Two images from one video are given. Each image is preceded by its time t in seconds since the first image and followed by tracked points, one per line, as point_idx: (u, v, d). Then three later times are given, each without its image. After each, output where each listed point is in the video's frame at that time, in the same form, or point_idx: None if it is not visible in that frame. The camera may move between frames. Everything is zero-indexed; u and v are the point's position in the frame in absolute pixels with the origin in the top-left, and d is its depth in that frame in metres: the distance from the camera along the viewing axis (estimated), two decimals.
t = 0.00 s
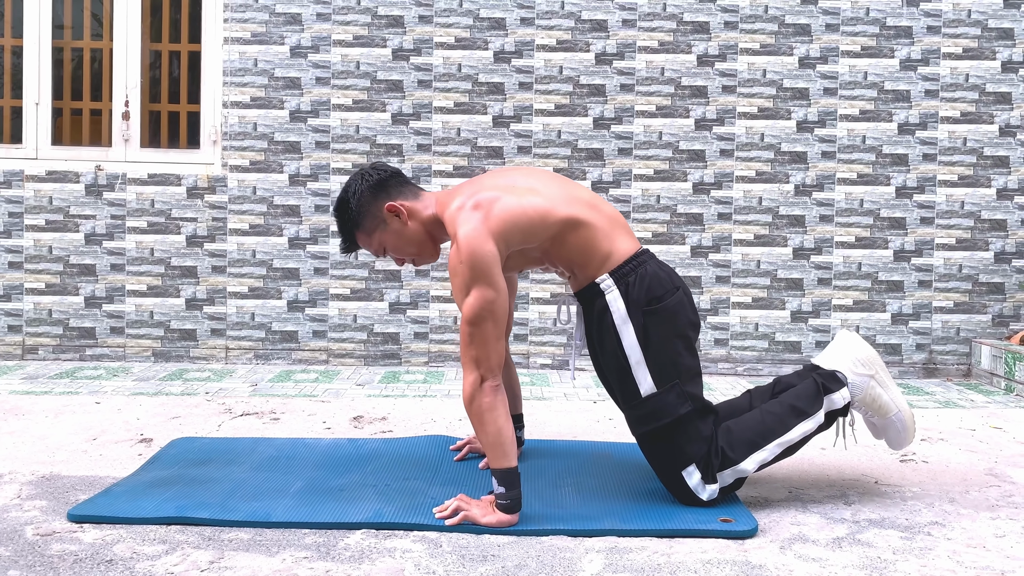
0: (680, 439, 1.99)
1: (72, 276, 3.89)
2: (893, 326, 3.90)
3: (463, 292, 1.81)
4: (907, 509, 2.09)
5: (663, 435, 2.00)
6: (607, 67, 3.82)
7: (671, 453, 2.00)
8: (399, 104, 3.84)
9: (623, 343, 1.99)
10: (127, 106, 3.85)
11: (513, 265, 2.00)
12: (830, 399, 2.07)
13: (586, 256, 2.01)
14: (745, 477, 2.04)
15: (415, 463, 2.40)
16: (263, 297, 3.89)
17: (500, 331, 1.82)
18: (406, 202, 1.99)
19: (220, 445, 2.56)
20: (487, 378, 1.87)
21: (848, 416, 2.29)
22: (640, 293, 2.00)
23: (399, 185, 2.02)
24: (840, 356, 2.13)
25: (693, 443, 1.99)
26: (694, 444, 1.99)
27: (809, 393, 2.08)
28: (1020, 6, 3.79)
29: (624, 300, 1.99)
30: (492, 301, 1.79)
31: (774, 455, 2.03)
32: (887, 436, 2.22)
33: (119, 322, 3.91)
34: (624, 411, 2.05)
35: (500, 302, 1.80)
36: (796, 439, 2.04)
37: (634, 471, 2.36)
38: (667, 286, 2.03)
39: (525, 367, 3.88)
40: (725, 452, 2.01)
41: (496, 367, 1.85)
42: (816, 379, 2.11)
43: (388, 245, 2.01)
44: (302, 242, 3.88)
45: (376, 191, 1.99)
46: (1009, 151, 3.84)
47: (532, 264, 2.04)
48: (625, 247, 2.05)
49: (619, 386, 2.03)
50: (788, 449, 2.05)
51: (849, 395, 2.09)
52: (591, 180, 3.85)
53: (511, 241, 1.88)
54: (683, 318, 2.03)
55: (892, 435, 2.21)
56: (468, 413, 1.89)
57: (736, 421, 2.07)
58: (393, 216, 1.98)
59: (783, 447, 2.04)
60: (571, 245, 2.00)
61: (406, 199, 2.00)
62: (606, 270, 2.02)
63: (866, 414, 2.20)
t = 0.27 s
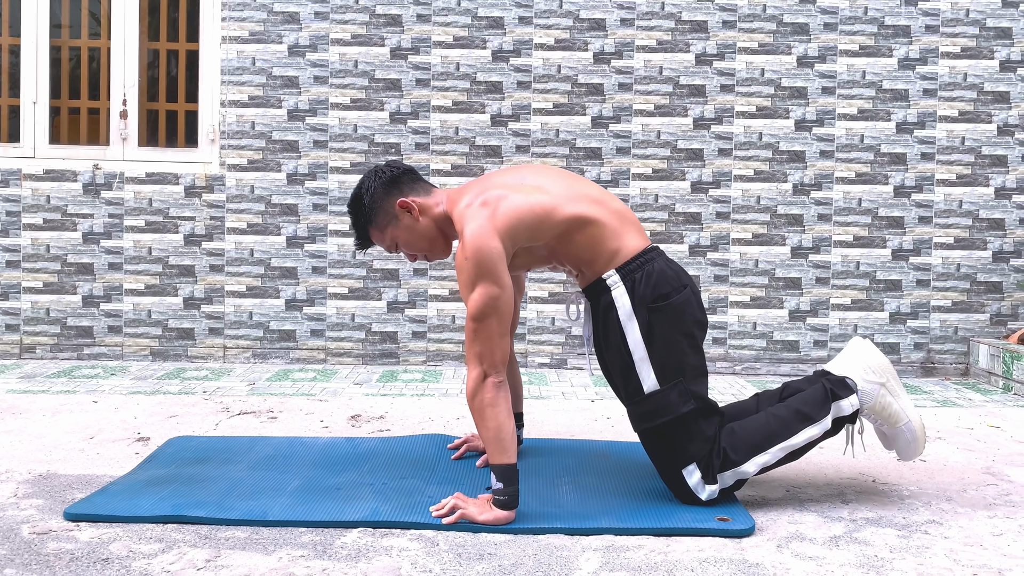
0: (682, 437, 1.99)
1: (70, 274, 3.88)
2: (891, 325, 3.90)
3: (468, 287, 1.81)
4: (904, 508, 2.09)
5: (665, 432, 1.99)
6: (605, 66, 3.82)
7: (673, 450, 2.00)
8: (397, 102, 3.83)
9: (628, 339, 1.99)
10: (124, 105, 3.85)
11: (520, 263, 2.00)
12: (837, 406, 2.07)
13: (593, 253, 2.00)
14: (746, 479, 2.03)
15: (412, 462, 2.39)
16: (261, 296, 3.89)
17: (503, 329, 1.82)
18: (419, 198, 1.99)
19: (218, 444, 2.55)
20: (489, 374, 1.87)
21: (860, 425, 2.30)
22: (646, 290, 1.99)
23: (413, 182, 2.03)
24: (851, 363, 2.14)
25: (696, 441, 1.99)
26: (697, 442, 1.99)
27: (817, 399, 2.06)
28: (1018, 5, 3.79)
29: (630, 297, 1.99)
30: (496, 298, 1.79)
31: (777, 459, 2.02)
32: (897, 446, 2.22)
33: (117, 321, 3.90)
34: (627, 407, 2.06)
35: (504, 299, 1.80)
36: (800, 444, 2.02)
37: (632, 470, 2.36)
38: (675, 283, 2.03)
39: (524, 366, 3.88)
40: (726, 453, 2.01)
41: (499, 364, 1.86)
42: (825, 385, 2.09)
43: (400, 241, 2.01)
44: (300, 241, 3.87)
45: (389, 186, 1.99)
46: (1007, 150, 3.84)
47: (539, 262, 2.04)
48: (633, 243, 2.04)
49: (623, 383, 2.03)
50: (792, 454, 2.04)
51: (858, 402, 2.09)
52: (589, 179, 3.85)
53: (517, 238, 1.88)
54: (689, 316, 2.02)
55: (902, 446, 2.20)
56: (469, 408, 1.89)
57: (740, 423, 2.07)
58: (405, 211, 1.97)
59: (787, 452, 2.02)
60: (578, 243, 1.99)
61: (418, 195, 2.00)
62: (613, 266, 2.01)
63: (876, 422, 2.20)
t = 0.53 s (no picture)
0: (681, 435, 1.99)
1: (65, 271, 3.87)
2: (889, 323, 3.89)
3: (463, 283, 1.80)
4: (902, 504, 2.08)
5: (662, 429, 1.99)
6: (602, 63, 3.82)
7: (670, 447, 1.99)
8: (394, 99, 3.82)
9: (625, 336, 1.98)
10: (120, 101, 3.84)
11: (515, 258, 1.98)
12: (835, 399, 2.05)
13: (589, 249, 2.00)
14: (744, 475, 2.03)
15: (408, 458, 2.39)
16: (258, 294, 3.88)
17: (499, 325, 1.81)
18: (406, 193, 1.98)
19: (213, 440, 2.54)
20: (484, 372, 1.86)
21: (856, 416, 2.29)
22: (643, 287, 1.98)
23: (399, 176, 2.01)
24: (847, 355, 2.12)
25: (693, 438, 1.98)
26: (695, 440, 1.99)
27: (814, 392, 2.05)
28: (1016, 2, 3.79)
29: (626, 294, 1.98)
30: (491, 294, 1.78)
31: (774, 455, 2.02)
32: (894, 437, 2.21)
33: (113, 318, 3.89)
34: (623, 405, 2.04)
35: (500, 295, 1.79)
36: (797, 439, 2.02)
37: (629, 466, 2.35)
38: (671, 280, 2.02)
39: (521, 363, 3.87)
40: (724, 449, 1.99)
41: (494, 361, 1.84)
42: (822, 378, 2.08)
43: (387, 236, 2.00)
44: (297, 238, 3.87)
45: (376, 180, 1.98)
46: (1005, 147, 3.84)
47: (534, 258, 2.03)
48: (628, 240, 2.03)
49: (619, 380, 2.02)
50: (789, 449, 2.03)
51: (855, 395, 2.08)
52: (587, 176, 3.84)
53: (513, 233, 1.87)
54: (686, 312, 2.02)
55: (899, 436, 2.19)
56: (464, 407, 1.88)
57: (737, 419, 2.05)
58: (392, 206, 1.96)
59: (784, 447, 2.02)
60: (574, 239, 1.98)
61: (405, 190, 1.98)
62: (609, 263, 2.01)
63: (873, 414, 2.19)
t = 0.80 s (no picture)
0: (671, 434, 1.98)
1: (59, 270, 3.86)
2: (885, 321, 3.89)
3: (452, 286, 1.79)
4: (897, 502, 2.08)
5: (653, 429, 1.98)
6: (598, 61, 3.81)
7: (662, 447, 1.98)
8: (389, 97, 3.81)
9: (615, 337, 1.97)
10: (115, 100, 3.82)
11: (501, 258, 1.97)
12: (819, 388, 2.07)
13: (576, 250, 1.99)
14: (736, 469, 2.04)
15: (403, 457, 2.38)
16: (253, 292, 3.87)
17: (489, 327, 1.81)
18: (382, 195, 1.97)
19: (206, 440, 2.53)
20: (475, 374, 1.85)
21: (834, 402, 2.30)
22: (631, 286, 1.98)
23: (376, 176, 2.00)
24: (825, 343, 2.12)
25: (685, 437, 1.98)
26: (686, 440, 1.98)
27: (798, 382, 2.07)
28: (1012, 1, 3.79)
29: (616, 294, 1.98)
30: (482, 295, 1.77)
31: (765, 446, 2.03)
32: (873, 420, 2.23)
33: (108, 317, 3.88)
34: (613, 406, 2.03)
35: (490, 296, 1.78)
36: (785, 429, 2.04)
37: (623, 465, 2.35)
38: (657, 278, 2.02)
39: (516, 362, 3.87)
40: (716, 445, 2.01)
41: (484, 363, 1.83)
42: (804, 367, 2.09)
43: (363, 240, 1.99)
44: (292, 237, 3.85)
45: (352, 181, 1.96)
46: (1001, 145, 3.84)
47: (519, 258, 2.01)
48: (614, 241, 2.03)
49: (610, 381, 2.01)
50: (778, 440, 2.05)
51: (836, 381, 2.10)
52: (582, 174, 3.84)
53: (502, 232, 1.86)
54: (673, 312, 2.02)
55: (879, 419, 2.22)
56: (455, 411, 1.86)
57: (726, 413, 2.06)
58: (368, 209, 1.95)
59: (773, 438, 2.04)
60: (561, 239, 1.97)
61: (381, 193, 1.97)
62: (597, 263, 2.00)
63: (853, 400, 2.20)
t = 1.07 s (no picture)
0: (665, 430, 1.98)
1: (56, 269, 3.85)
2: (882, 319, 3.90)
3: (446, 285, 1.79)
4: (893, 500, 2.09)
5: (648, 427, 1.98)
6: (596, 60, 3.81)
7: (657, 445, 1.98)
8: (387, 96, 3.81)
9: (609, 334, 1.97)
10: (111, 98, 3.81)
11: (495, 257, 1.97)
12: (812, 385, 2.08)
13: (569, 249, 1.99)
14: (732, 465, 2.04)
15: (400, 455, 2.38)
16: (250, 291, 3.86)
17: (484, 325, 1.81)
18: (377, 195, 1.97)
19: (204, 439, 2.53)
20: (470, 373, 1.85)
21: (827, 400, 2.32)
22: (625, 283, 1.98)
23: (371, 176, 2.00)
24: (818, 340, 2.14)
25: (680, 434, 1.98)
26: (681, 436, 1.98)
27: (791, 378, 2.08)
28: None
29: (609, 291, 1.98)
30: (476, 294, 1.77)
31: (760, 443, 2.03)
32: (865, 417, 2.25)
33: (105, 316, 3.87)
34: (608, 404, 2.03)
35: (484, 294, 1.79)
36: (780, 425, 2.04)
37: (621, 463, 2.35)
38: (650, 276, 2.02)
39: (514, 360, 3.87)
40: (711, 442, 2.01)
41: (479, 362, 1.84)
42: (797, 365, 2.10)
43: (358, 239, 1.99)
44: (289, 236, 3.85)
45: (347, 181, 1.96)
46: (998, 144, 3.84)
47: (513, 256, 2.01)
48: (607, 239, 2.03)
49: (605, 378, 2.01)
50: (773, 437, 2.05)
51: (829, 378, 2.11)
52: (580, 173, 3.84)
53: (495, 232, 1.86)
54: (667, 310, 2.02)
55: (870, 416, 2.23)
56: (451, 409, 1.86)
57: (721, 410, 2.07)
58: (364, 209, 1.95)
59: (769, 435, 2.04)
60: (554, 238, 1.97)
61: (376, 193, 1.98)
62: (590, 262, 2.00)
63: (845, 397, 2.21)
